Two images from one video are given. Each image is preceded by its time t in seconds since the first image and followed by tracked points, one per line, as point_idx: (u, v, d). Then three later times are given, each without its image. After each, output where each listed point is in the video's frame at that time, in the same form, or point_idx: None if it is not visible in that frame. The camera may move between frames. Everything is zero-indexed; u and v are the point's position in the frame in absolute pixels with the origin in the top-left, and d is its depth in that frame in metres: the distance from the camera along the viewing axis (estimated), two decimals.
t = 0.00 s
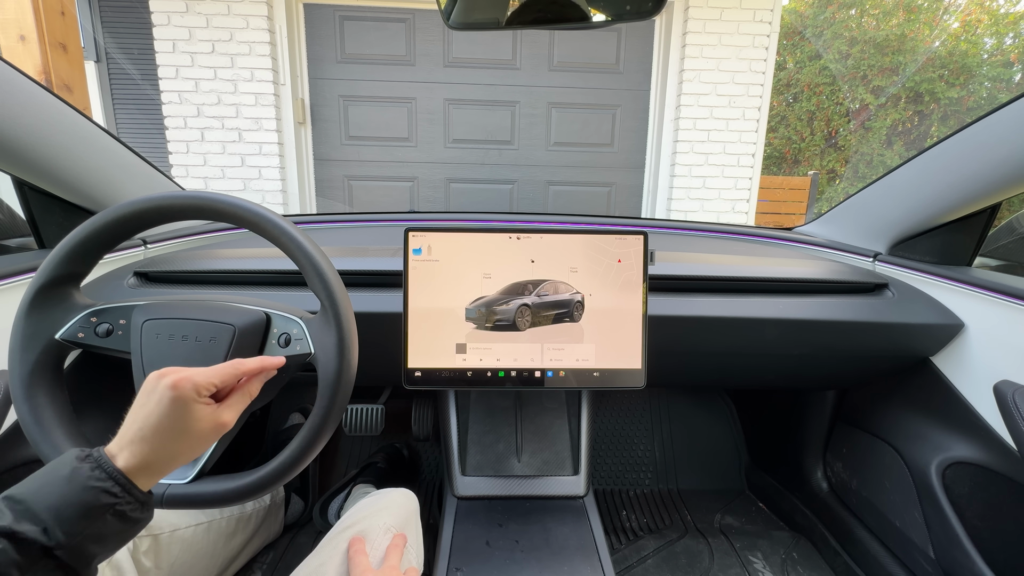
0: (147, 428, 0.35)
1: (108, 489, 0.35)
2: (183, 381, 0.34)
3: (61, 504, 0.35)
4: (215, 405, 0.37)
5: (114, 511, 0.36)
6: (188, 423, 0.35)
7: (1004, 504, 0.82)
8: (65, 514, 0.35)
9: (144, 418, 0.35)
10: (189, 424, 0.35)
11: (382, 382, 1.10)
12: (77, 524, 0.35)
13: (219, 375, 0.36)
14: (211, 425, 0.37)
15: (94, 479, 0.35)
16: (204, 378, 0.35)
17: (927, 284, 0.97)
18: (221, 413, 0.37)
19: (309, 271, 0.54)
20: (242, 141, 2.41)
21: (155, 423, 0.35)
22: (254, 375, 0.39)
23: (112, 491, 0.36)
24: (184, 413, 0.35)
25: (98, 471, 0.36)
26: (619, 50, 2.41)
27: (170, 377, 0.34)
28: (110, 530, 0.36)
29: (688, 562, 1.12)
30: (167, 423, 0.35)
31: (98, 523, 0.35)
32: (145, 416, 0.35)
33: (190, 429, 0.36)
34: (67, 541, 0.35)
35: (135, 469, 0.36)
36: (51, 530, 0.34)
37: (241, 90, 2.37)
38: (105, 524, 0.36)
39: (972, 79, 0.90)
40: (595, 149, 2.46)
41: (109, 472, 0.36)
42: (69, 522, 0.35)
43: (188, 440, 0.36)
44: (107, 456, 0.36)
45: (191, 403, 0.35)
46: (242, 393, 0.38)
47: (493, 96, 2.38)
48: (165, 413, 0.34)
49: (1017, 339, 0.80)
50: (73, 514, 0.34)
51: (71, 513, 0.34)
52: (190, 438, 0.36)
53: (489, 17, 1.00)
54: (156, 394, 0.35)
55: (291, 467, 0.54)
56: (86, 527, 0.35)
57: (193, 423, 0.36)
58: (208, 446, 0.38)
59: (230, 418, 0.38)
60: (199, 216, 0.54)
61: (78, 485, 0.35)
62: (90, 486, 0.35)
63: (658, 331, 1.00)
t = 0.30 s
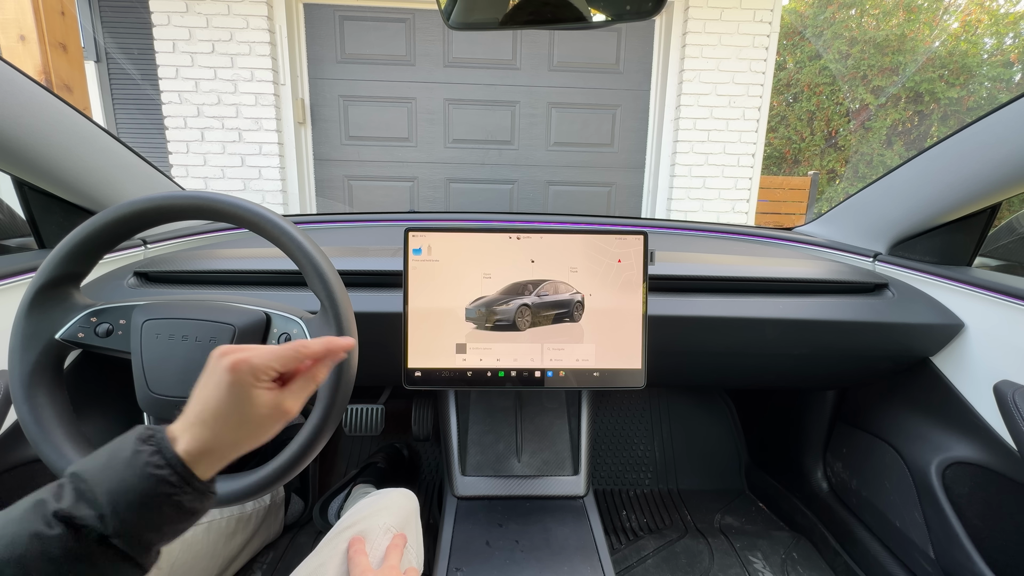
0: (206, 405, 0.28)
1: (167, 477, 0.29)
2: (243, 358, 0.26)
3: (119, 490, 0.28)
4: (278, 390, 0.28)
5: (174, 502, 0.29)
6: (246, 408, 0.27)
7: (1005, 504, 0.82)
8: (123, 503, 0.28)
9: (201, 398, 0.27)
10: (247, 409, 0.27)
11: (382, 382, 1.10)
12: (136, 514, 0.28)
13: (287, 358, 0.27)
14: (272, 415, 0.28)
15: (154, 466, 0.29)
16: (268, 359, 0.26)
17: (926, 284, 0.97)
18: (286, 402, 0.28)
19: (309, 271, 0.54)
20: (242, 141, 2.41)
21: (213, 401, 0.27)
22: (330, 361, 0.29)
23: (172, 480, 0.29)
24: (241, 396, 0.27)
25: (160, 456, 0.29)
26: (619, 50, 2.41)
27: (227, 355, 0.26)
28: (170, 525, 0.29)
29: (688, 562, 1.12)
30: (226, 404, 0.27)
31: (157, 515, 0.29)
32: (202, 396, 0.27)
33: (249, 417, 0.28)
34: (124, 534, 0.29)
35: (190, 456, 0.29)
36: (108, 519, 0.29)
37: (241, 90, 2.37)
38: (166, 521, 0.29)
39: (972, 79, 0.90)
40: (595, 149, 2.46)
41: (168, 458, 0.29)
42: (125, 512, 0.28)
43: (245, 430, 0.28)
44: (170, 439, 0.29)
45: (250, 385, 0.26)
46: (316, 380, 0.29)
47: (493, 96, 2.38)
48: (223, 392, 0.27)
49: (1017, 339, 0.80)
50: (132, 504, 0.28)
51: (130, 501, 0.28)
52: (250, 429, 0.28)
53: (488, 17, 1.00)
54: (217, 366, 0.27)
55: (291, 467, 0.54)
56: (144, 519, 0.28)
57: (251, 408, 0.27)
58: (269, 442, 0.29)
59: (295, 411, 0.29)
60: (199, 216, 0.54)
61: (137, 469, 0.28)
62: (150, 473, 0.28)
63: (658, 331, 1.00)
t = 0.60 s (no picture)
0: (270, 475, 0.37)
1: (213, 536, 0.37)
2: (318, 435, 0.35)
3: (169, 545, 0.37)
4: (338, 463, 0.38)
5: (215, 562, 0.37)
6: (309, 477, 0.37)
7: (1005, 504, 0.82)
8: (171, 559, 0.37)
9: (269, 461, 0.36)
10: (310, 478, 0.37)
11: (382, 382, 1.10)
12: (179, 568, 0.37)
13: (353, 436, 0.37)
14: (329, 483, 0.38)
15: (206, 524, 0.37)
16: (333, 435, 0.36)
17: (927, 284, 0.97)
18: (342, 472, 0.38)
19: (309, 271, 0.54)
20: (242, 141, 2.41)
21: (279, 471, 0.36)
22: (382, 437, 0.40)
23: (218, 541, 0.37)
24: (308, 466, 0.36)
25: (211, 516, 0.37)
26: (619, 50, 2.41)
27: (305, 429, 0.35)
28: None
29: (688, 562, 1.12)
30: (291, 473, 0.36)
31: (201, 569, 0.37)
32: (273, 462, 0.36)
33: (307, 485, 0.37)
34: None
35: (245, 516, 0.38)
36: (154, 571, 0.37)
37: (241, 90, 2.37)
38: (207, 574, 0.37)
39: (972, 79, 0.90)
40: (595, 149, 2.46)
41: (220, 517, 0.37)
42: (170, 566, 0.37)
43: (305, 495, 0.38)
44: (223, 500, 0.38)
45: (316, 458, 0.35)
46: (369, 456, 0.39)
47: (493, 96, 2.38)
48: (293, 465, 0.36)
49: (1016, 339, 0.80)
50: (179, 559, 0.37)
51: (176, 557, 0.37)
52: (310, 491, 0.38)
53: (489, 17, 1.00)
54: (285, 440, 0.36)
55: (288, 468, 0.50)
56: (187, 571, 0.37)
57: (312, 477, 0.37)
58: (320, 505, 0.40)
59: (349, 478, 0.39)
60: (199, 216, 0.54)
61: (191, 527, 0.37)
62: (201, 532, 0.37)
63: (658, 331, 1.00)
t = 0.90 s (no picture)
0: (267, 468, 0.37)
1: (210, 533, 0.37)
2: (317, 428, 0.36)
3: (164, 541, 0.37)
4: (336, 458, 0.38)
5: (210, 559, 0.37)
6: (307, 471, 0.37)
7: (1005, 504, 0.82)
8: (165, 556, 0.37)
9: (267, 453, 0.37)
10: (307, 473, 0.37)
11: (382, 382, 1.10)
12: (174, 565, 0.37)
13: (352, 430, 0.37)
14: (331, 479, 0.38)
15: (202, 521, 0.37)
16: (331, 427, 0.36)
17: (926, 284, 0.97)
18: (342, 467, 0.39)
19: (308, 271, 0.54)
20: (242, 141, 2.41)
21: (275, 464, 0.36)
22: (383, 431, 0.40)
23: (214, 538, 0.37)
24: (305, 459, 0.36)
25: (207, 512, 0.38)
26: (619, 50, 2.41)
27: (302, 421, 0.36)
28: None
29: (688, 562, 1.12)
30: (288, 467, 0.36)
31: (195, 567, 0.37)
32: (271, 454, 0.37)
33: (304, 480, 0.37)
34: None
35: (243, 509, 0.38)
36: (149, 567, 0.37)
37: (241, 90, 2.37)
38: (202, 571, 0.38)
39: (972, 79, 0.90)
40: (595, 149, 2.46)
41: (216, 513, 0.38)
42: (165, 562, 0.37)
43: (302, 490, 0.38)
44: (220, 497, 0.39)
45: (313, 451, 0.36)
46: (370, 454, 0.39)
47: (493, 96, 2.38)
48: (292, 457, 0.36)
49: (1016, 339, 0.80)
50: (173, 555, 0.37)
51: (172, 553, 0.37)
52: (306, 486, 0.38)
53: (489, 17, 1.00)
54: (283, 432, 0.36)
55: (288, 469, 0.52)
56: (182, 568, 0.37)
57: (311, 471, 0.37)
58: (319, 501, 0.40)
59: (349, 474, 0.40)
60: (199, 216, 0.54)
61: (187, 523, 0.37)
62: (196, 528, 0.37)
63: (658, 331, 1.00)
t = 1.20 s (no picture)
0: (289, 491, 0.40)
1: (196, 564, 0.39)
2: (350, 474, 0.40)
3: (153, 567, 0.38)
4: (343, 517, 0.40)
5: None
6: (317, 515, 0.39)
7: (1005, 504, 0.82)
8: None
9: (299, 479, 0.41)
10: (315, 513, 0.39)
11: (382, 382, 1.10)
12: None
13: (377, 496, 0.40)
14: (328, 537, 0.39)
15: (191, 551, 0.39)
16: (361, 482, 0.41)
17: (926, 284, 0.97)
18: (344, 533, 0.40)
19: (309, 271, 0.54)
20: (242, 141, 2.41)
21: (296, 490, 0.40)
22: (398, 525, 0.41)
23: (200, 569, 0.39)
24: (322, 497, 0.39)
25: (197, 542, 0.39)
26: (619, 50, 2.41)
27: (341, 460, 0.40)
28: None
29: (688, 562, 1.12)
30: (306, 500, 0.39)
31: None
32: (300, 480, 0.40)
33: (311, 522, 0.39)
34: None
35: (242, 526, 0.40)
36: None
37: (241, 90, 2.37)
38: None
39: (972, 79, 0.90)
40: (595, 149, 2.47)
41: (205, 544, 0.39)
42: None
43: (300, 531, 0.39)
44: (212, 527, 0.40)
45: (333, 491, 0.39)
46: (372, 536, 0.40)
47: (493, 96, 2.38)
48: (315, 493, 0.39)
49: (1017, 339, 0.80)
50: None
51: None
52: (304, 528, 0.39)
53: (488, 17, 1.00)
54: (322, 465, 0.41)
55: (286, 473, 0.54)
56: None
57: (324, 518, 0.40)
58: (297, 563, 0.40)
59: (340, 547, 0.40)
60: (199, 216, 0.54)
61: (176, 551, 0.39)
62: (186, 557, 0.38)
63: (658, 331, 1.00)
